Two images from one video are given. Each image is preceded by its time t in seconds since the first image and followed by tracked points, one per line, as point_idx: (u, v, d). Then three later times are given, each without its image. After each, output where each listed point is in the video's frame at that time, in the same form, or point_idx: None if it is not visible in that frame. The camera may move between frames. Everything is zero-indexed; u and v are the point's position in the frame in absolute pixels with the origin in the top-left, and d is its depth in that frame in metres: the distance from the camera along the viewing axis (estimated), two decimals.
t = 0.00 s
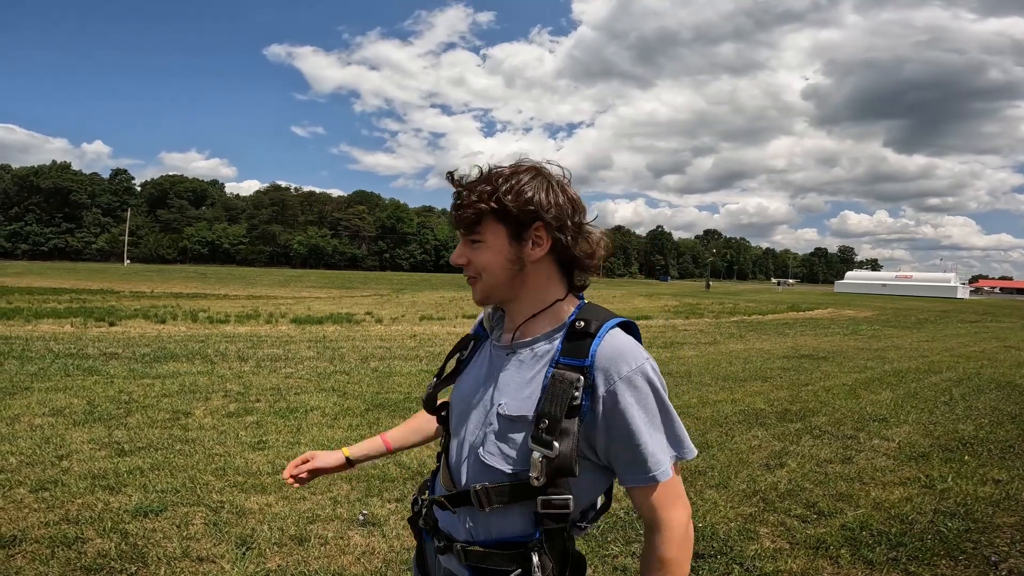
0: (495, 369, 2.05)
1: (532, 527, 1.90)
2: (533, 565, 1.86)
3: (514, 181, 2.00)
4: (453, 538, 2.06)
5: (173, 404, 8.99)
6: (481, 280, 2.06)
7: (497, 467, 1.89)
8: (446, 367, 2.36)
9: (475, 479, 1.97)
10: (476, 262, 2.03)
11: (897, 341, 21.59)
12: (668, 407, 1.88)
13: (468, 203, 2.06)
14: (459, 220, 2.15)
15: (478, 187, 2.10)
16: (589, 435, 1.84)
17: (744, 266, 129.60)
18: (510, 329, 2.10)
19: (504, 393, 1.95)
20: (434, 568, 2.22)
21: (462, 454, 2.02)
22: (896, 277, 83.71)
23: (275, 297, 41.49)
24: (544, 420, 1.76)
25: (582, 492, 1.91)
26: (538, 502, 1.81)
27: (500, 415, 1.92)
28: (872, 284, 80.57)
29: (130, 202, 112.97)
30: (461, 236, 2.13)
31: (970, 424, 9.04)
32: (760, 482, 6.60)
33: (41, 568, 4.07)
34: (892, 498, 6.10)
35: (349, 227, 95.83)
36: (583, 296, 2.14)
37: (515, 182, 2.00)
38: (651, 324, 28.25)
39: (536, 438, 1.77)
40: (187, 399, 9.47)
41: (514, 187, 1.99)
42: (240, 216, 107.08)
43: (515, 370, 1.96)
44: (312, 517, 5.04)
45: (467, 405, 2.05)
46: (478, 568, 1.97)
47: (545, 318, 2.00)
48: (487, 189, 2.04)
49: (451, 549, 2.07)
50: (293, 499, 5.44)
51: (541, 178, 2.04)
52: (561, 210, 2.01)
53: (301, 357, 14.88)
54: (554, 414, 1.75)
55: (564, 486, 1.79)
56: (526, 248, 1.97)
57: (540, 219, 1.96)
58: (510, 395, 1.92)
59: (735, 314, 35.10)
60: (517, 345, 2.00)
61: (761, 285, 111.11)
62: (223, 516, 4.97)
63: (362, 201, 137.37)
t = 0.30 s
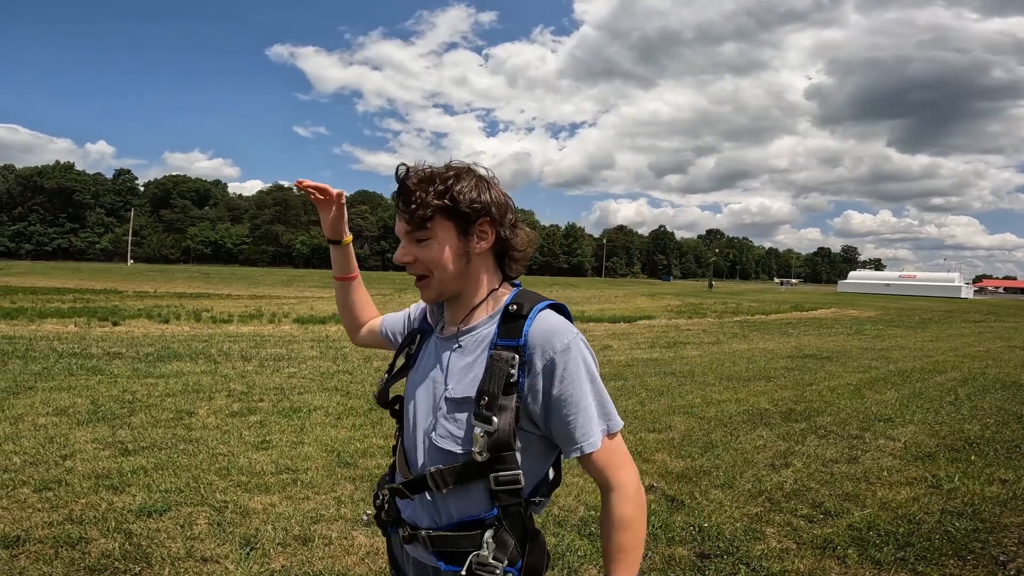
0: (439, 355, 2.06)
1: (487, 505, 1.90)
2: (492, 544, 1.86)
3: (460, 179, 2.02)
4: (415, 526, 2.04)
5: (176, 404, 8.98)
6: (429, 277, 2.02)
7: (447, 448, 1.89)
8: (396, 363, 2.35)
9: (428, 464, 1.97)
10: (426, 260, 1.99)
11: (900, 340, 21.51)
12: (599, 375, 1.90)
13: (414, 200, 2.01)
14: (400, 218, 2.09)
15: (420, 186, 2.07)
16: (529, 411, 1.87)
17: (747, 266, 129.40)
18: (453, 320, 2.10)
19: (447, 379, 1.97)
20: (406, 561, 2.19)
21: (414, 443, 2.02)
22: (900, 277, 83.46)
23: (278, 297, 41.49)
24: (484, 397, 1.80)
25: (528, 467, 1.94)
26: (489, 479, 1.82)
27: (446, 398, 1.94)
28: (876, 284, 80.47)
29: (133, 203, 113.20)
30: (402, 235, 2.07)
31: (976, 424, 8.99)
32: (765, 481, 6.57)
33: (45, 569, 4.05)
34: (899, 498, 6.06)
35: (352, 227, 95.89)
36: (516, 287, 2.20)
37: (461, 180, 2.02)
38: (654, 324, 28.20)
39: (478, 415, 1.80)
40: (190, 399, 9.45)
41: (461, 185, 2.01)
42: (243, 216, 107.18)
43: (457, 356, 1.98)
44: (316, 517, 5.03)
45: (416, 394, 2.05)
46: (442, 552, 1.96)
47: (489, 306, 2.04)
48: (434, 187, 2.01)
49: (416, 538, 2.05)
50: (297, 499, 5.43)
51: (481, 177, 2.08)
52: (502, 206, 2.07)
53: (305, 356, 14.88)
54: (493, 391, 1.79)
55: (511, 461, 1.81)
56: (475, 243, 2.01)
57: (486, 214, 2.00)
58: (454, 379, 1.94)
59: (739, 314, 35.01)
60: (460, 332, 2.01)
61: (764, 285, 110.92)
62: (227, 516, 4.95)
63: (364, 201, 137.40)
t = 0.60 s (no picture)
0: (422, 346, 2.09)
1: (466, 486, 1.90)
2: (469, 524, 1.85)
3: (445, 183, 2.03)
4: (397, 509, 2.03)
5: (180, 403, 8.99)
6: (415, 276, 2.04)
7: (430, 431, 1.91)
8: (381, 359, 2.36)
9: (411, 448, 1.97)
10: (411, 261, 2.02)
11: (902, 340, 21.48)
12: (568, 368, 1.90)
13: (400, 203, 2.03)
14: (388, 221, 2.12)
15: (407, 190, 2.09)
16: (505, 398, 1.87)
17: (749, 266, 129.21)
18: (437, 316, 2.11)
19: (430, 368, 2.00)
20: (388, 548, 2.16)
21: (397, 428, 2.03)
22: (903, 277, 83.20)
23: (281, 296, 41.51)
24: (462, 380, 1.82)
25: (503, 452, 1.92)
26: (468, 460, 1.83)
27: (428, 384, 1.96)
28: (878, 284, 80.29)
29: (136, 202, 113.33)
30: (390, 236, 2.10)
31: (980, 424, 8.96)
32: (768, 481, 6.56)
33: (51, 568, 4.07)
34: (902, 497, 6.05)
35: (354, 227, 95.90)
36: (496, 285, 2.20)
37: (445, 184, 2.03)
38: (657, 323, 28.17)
39: (457, 396, 1.82)
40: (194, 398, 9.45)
41: (445, 189, 2.02)
42: (245, 215, 107.19)
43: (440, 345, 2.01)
44: (319, 516, 5.04)
45: (399, 382, 2.07)
46: (425, 533, 1.94)
47: (471, 303, 2.06)
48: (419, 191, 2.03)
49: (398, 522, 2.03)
50: (300, 497, 5.44)
51: (466, 181, 2.09)
52: (485, 209, 2.08)
53: (307, 356, 14.89)
54: (471, 373, 1.81)
55: (488, 443, 1.82)
56: (458, 245, 2.01)
57: (469, 216, 2.01)
58: (436, 366, 1.97)
59: (741, 313, 34.95)
60: (443, 324, 2.04)
61: (766, 284, 110.74)
62: (231, 515, 4.97)
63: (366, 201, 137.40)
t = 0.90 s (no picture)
0: (421, 350, 2.07)
1: (480, 493, 1.89)
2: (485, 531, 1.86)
3: (426, 185, 2.03)
4: (405, 518, 2.00)
5: (181, 403, 8.99)
6: (402, 280, 2.03)
7: (438, 437, 1.90)
8: (375, 365, 2.33)
9: (418, 455, 1.95)
10: (397, 266, 2.01)
11: (904, 340, 21.43)
12: (573, 357, 1.92)
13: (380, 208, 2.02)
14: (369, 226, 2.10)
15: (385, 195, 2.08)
16: (515, 396, 1.87)
17: (751, 266, 129.05)
18: (430, 319, 2.11)
19: (432, 372, 1.98)
20: (395, 558, 2.13)
21: (401, 436, 2.01)
22: (905, 276, 82.98)
23: (282, 296, 41.48)
24: (470, 382, 1.80)
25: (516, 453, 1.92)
26: (481, 465, 1.82)
27: (432, 389, 1.95)
28: (880, 284, 80.09)
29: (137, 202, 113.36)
30: (372, 242, 2.09)
31: (982, 424, 8.92)
32: (770, 480, 6.56)
33: (53, 568, 4.07)
34: (905, 497, 6.03)
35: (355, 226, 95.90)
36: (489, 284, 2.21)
37: (426, 186, 2.03)
38: (658, 322, 28.12)
39: (465, 400, 1.80)
40: (195, 398, 9.45)
41: (426, 190, 2.02)
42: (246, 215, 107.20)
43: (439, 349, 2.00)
44: (321, 516, 5.04)
45: (400, 388, 2.05)
46: (436, 541, 1.91)
47: (465, 302, 2.05)
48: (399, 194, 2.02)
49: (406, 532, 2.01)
50: (301, 497, 5.44)
51: (446, 181, 2.09)
52: (468, 208, 2.08)
53: (309, 355, 14.88)
54: (479, 375, 1.79)
55: (500, 446, 1.82)
56: (444, 246, 2.01)
57: (453, 217, 2.02)
58: (440, 369, 1.96)
59: (743, 313, 34.90)
60: (440, 327, 2.03)
61: (767, 284, 110.62)
62: (232, 515, 4.97)
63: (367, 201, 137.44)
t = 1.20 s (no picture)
0: (459, 354, 2.05)
1: (516, 511, 1.85)
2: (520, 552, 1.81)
3: (484, 174, 1.98)
4: (435, 533, 1.98)
5: (180, 403, 8.98)
6: (453, 276, 1.99)
7: (474, 449, 1.87)
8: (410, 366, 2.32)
9: (452, 467, 1.93)
10: (451, 260, 1.96)
11: (905, 340, 21.38)
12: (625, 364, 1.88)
13: (433, 198, 1.95)
14: (417, 217, 2.03)
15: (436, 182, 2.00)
16: (559, 406, 1.85)
17: (750, 266, 129.01)
18: (473, 317, 2.08)
19: (472, 378, 1.96)
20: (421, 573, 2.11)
21: (436, 445, 1.99)
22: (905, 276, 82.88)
23: (281, 296, 41.48)
24: (510, 391, 1.79)
25: (557, 469, 1.89)
26: (518, 481, 1.79)
27: (469, 397, 1.93)
28: (880, 284, 80.00)
29: (137, 203, 113.41)
30: (421, 235, 2.02)
31: (982, 424, 8.90)
32: (771, 480, 6.54)
33: (50, 568, 4.06)
34: (905, 496, 6.02)
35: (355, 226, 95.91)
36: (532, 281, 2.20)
37: (484, 174, 1.98)
38: (658, 322, 28.10)
39: (503, 410, 1.79)
40: (194, 398, 9.44)
41: (485, 179, 1.97)
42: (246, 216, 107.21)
43: (480, 350, 1.98)
44: (320, 515, 5.02)
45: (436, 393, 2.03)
46: (464, 561, 1.89)
47: (513, 300, 2.04)
48: (456, 184, 1.96)
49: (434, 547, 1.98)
50: (300, 497, 5.43)
51: (499, 169, 2.04)
52: (521, 197, 2.06)
53: (308, 355, 14.88)
54: (520, 384, 1.78)
55: (539, 461, 1.78)
56: (502, 238, 1.98)
57: (510, 208, 1.99)
58: (479, 376, 1.94)
59: (743, 313, 34.87)
60: (482, 327, 2.01)
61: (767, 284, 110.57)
62: (231, 515, 4.95)
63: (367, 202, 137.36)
